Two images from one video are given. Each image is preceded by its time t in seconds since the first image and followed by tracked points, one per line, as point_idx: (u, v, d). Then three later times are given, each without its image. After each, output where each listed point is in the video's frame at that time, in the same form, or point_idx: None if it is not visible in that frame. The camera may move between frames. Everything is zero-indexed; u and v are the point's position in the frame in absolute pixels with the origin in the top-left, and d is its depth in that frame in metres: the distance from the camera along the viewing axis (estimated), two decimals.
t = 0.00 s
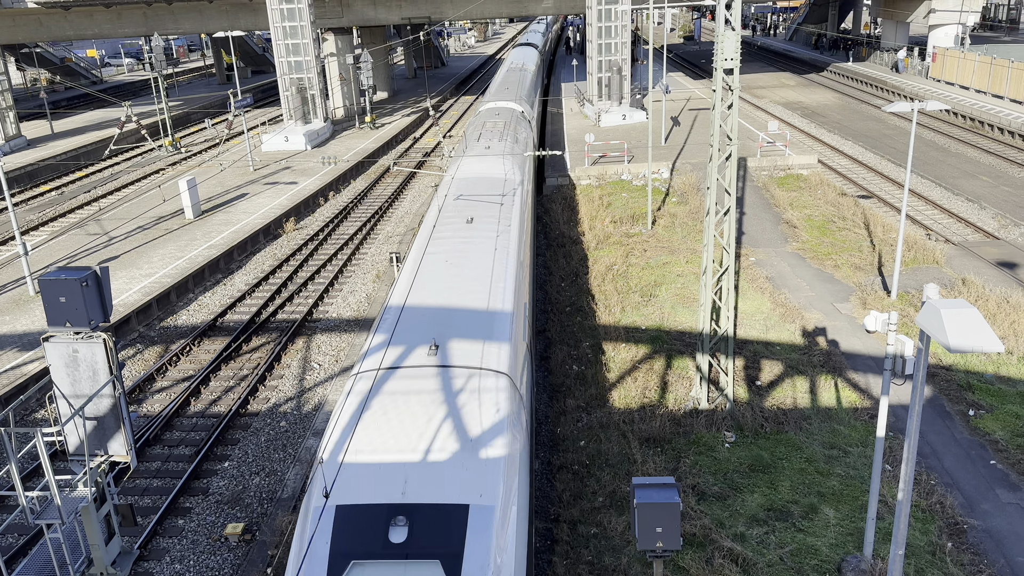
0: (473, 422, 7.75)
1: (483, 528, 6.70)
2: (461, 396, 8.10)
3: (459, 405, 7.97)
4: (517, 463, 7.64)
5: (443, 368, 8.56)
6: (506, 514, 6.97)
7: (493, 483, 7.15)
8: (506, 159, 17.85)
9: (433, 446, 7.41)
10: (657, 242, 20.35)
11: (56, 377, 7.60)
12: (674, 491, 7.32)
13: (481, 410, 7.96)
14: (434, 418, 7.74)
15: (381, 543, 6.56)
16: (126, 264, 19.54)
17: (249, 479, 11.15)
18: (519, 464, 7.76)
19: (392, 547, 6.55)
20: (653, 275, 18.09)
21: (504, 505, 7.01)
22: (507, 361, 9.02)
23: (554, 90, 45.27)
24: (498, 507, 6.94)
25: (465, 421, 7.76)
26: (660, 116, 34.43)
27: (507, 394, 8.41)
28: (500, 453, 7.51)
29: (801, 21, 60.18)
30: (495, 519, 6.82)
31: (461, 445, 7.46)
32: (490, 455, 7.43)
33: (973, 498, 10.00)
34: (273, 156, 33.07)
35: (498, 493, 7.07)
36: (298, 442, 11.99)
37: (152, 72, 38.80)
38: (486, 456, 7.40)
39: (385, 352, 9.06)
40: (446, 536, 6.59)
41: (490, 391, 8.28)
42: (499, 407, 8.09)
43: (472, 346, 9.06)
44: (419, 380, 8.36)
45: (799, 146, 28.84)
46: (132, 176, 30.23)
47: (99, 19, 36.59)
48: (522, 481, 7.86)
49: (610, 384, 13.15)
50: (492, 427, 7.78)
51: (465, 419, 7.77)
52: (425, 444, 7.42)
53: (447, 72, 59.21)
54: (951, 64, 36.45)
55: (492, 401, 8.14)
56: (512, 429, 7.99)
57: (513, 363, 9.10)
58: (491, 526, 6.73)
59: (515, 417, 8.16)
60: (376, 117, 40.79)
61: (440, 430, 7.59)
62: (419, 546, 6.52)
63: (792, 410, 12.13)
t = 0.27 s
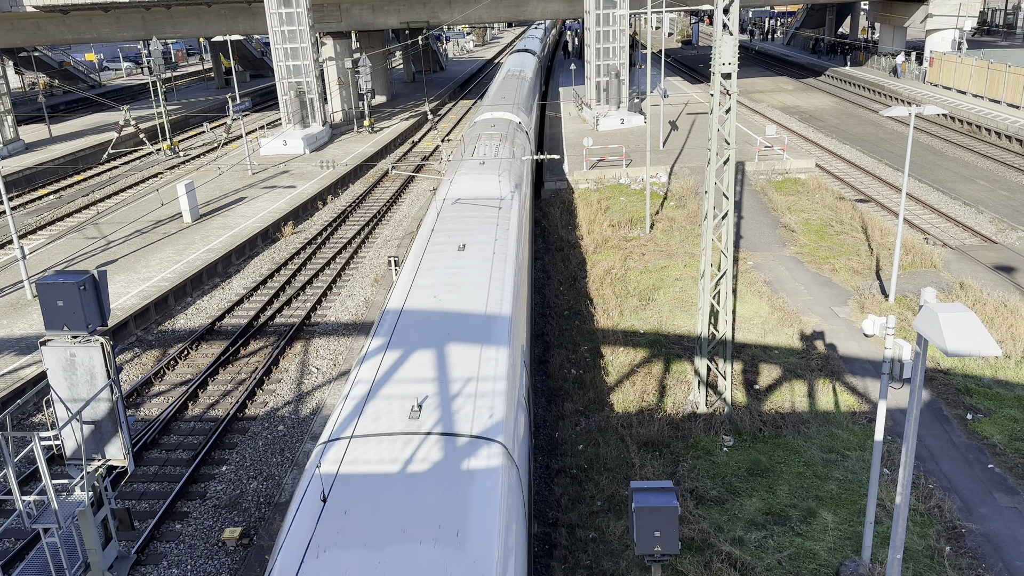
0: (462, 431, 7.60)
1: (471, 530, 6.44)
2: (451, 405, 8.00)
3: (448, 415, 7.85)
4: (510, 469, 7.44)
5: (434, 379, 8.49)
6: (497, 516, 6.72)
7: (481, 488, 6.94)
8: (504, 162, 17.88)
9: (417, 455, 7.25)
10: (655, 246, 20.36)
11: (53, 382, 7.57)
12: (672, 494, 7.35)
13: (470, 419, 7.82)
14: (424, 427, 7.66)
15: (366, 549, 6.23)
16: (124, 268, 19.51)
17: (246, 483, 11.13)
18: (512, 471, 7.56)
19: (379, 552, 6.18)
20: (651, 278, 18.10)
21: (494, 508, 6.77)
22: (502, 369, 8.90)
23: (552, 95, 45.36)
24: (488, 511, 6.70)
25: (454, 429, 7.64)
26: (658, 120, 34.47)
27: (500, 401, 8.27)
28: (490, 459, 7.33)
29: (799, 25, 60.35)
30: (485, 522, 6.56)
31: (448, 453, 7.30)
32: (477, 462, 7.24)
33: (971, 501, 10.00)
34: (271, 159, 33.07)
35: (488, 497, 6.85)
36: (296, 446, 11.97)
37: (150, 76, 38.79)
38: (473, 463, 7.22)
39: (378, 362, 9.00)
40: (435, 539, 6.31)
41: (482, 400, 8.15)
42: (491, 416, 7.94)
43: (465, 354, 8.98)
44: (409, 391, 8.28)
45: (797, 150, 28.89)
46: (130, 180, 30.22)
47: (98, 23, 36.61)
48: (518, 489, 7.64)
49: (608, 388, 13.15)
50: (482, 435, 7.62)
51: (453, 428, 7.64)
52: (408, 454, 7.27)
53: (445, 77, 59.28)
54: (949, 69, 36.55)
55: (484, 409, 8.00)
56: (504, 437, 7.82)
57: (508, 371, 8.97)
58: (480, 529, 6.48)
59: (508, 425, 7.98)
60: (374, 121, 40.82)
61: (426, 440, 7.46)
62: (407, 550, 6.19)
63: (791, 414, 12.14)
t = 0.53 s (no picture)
0: (459, 436, 7.60)
1: (468, 536, 6.42)
2: (449, 409, 8.00)
3: (445, 419, 7.86)
4: (507, 474, 7.43)
5: (433, 383, 8.48)
6: (494, 522, 6.70)
7: (478, 493, 6.94)
8: (502, 167, 17.94)
9: (413, 461, 7.25)
10: (653, 250, 20.39)
11: (51, 386, 7.56)
12: (671, 500, 7.41)
13: (467, 423, 7.83)
14: (422, 431, 7.66)
15: (361, 555, 6.19)
16: (122, 272, 19.50)
17: (244, 488, 11.11)
18: (510, 476, 7.55)
19: (374, 557, 6.14)
20: (649, 283, 18.12)
21: (492, 513, 6.75)
22: (501, 373, 8.89)
23: (551, 99, 45.46)
24: (485, 517, 6.68)
25: (452, 434, 7.64)
26: (656, 125, 34.54)
27: (498, 405, 8.26)
28: (487, 464, 7.32)
29: (797, 30, 60.56)
30: (482, 528, 6.54)
31: (444, 459, 7.31)
32: (474, 467, 7.23)
33: (969, 506, 10.00)
34: (269, 163, 33.09)
35: (485, 503, 6.84)
36: (293, 450, 11.94)
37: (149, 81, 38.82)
38: (470, 468, 7.21)
39: (377, 365, 9.00)
40: (431, 546, 6.28)
41: (480, 404, 8.15)
42: (490, 420, 7.94)
43: (464, 358, 8.98)
44: (408, 394, 8.30)
45: (795, 155, 28.96)
46: (129, 184, 30.22)
47: (97, 27, 36.66)
48: (516, 495, 7.64)
49: (606, 393, 13.15)
50: (480, 439, 7.62)
51: (451, 433, 7.65)
52: (404, 460, 7.27)
53: (444, 81, 59.41)
54: (946, 74, 36.67)
55: (482, 413, 8.00)
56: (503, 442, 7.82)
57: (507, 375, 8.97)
58: (477, 535, 6.45)
59: (506, 429, 7.98)
60: (373, 125, 40.88)
61: (423, 445, 7.47)
62: (403, 556, 6.16)
63: (789, 418, 12.14)
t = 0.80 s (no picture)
0: (457, 440, 7.60)
1: (467, 541, 6.41)
2: (447, 414, 8.00)
3: (443, 423, 7.85)
4: (506, 478, 7.42)
5: (431, 387, 8.48)
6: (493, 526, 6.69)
7: (477, 497, 6.93)
8: (501, 172, 17.97)
9: (410, 465, 7.25)
10: (651, 255, 20.41)
11: (48, 391, 7.55)
12: (669, 504, 7.45)
13: (466, 427, 7.82)
14: (420, 435, 7.65)
15: (359, 559, 6.18)
16: (120, 276, 19.47)
17: (242, 492, 11.09)
18: (509, 481, 7.55)
19: (371, 563, 6.13)
20: (647, 288, 18.13)
21: (490, 517, 6.74)
22: (500, 377, 8.89)
23: (549, 104, 45.55)
24: (484, 521, 6.67)
25: (450, 439, 7.63)
26: (654, 129, 34.60)
27: (496, 410, 8.25)
28: (486, 468, 7.32)
29: (794, 36, 60.74)
30: (480, 532, 6.52)
31: (442, 463, 7.30)
32: (471, 472, 7.23)
33: (967, 511, 10.00)
34: (268, 168, 33.10)
35: (483, 507, 6.83)
36: (291, 455, 11.92)
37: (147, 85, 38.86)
38: (469, 473, 7.20)
39: (375, 370, 8.99)
40: (430, 551, 6.26)
41: (479, 409, 8.14)
42: (488, 424, 7.94)
43: (463, 363, 8.98)
44: (405, 399, 8.29)
45: (792, 159, 29.03)
46: (127, 188, 30.19)
47: (95, 31, 36.68)
48: (515, 499, 7.63)
49: (605, 397, 13.15)
50: (478, 444, 7.61)
51: (449, 437, 7.64)
52: (402, 464, 7.26)
53: (442, 86, 59.51)
54: (943, 79, 36.80)
55: (481, 418, 8.00)
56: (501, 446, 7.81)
57: (506, 379, 8.97)
58: (475, 538, 6.45)
59: (504, 433, 7.97)
60: (371, 130, 40.93)
61: (421, 449, 7.47)
62: (402, 562, 6.14)
63: (787, 423, 12.13)
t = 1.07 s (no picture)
0: (456, 445, 7.59)
1: (467, 546, 6.39)
2: (446, 418, 7.98)
3: (442, 427, 7.84)
4: (505, 482, 7.41)
5: (430, 392, 8.47)
6: (492, 530, 6.67)
7: (476, 502, 6.92)
8: (499, 176, 17.96)
9: (409, 470, 7.24)
10: (650, 259, 20.41)
11: (46, 395, 7.54)
12: (668, 509, 7.47)
13: (465, 431, 7.81)
14: (419, 440, 7.63)
15: (358, 563, 6.17)
16: (118, 280, 19.46)
17: (239, 497, 11.06)
18: (508, 484, 7.55)
19: (369, 567, 6.11)
20: (646, 292, 18.13)
21: (490, 521, 6.73)
22: (499, 381, 8.89)
23: (548, 109, 45.61)
24: (484, 525, 6.65)
25: (449, 443, 7.62)
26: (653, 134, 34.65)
27: (495, 414, 8.25)
28: (484, 472, 7.31)
29: (792, 41, 60.89)
30: (480, 537, 6.51)
31: (440, 468, 7.29)
32: (470, 476, 7.22)
33: (965, 515, 10.00)
34: (267, 172, 33.11)
35: (483, 511, 6.82)
36: (289, 459, 11.89)
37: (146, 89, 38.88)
38: (468, 477, 7.20)
39: (373, 374, 8.98)
40: (429, 556, 6.25)
41: (477, 413, 8.14)
42: (487, 428, 7.94)
43: (461, 367, 8.97)
44: (404, 403, 8.28)
45: (791, 164, 29.08)
46: (125, 192, 30.18)
47: (94, 36, 36.70)
48: (514, 503, 7.62)
49: (604, 401, 13.14)
50: (477, 448, 7.61)
51: (448, 441, 7.63)
52: (401, 469, 7.25)
53: (441, 90, 59.59)
54: (941, 84, 36.89)
55: (479, 422, 8.00)
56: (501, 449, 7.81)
57: (504, 383, 8.96)
58: (475, 543, 6.44)
59: (504, 437, 7.96)
60: (370, 134, 40.97)
61: (420, 453, 7.46)
62: (401, 567, 6.11)
63: (785, 428, 12.14)
